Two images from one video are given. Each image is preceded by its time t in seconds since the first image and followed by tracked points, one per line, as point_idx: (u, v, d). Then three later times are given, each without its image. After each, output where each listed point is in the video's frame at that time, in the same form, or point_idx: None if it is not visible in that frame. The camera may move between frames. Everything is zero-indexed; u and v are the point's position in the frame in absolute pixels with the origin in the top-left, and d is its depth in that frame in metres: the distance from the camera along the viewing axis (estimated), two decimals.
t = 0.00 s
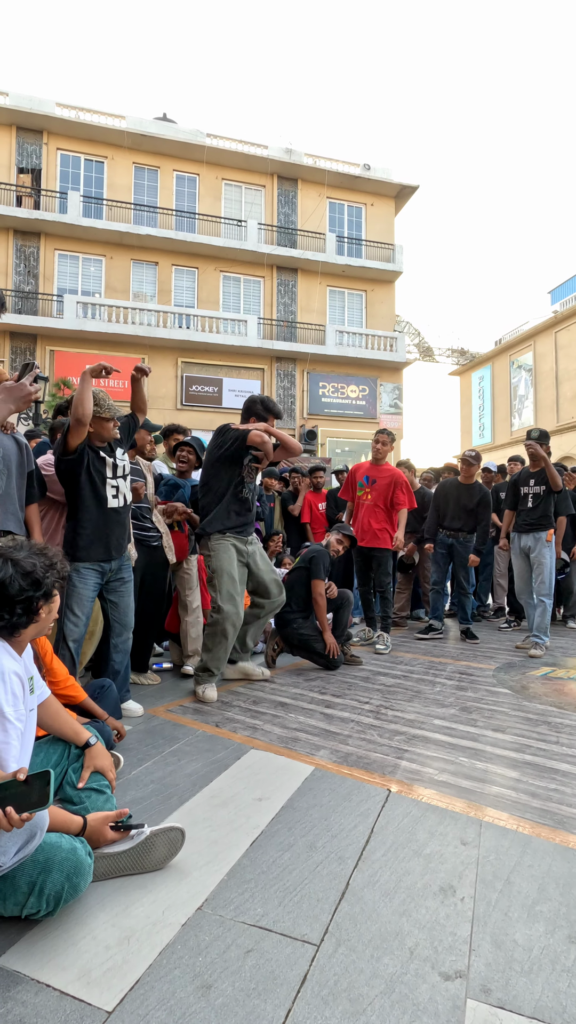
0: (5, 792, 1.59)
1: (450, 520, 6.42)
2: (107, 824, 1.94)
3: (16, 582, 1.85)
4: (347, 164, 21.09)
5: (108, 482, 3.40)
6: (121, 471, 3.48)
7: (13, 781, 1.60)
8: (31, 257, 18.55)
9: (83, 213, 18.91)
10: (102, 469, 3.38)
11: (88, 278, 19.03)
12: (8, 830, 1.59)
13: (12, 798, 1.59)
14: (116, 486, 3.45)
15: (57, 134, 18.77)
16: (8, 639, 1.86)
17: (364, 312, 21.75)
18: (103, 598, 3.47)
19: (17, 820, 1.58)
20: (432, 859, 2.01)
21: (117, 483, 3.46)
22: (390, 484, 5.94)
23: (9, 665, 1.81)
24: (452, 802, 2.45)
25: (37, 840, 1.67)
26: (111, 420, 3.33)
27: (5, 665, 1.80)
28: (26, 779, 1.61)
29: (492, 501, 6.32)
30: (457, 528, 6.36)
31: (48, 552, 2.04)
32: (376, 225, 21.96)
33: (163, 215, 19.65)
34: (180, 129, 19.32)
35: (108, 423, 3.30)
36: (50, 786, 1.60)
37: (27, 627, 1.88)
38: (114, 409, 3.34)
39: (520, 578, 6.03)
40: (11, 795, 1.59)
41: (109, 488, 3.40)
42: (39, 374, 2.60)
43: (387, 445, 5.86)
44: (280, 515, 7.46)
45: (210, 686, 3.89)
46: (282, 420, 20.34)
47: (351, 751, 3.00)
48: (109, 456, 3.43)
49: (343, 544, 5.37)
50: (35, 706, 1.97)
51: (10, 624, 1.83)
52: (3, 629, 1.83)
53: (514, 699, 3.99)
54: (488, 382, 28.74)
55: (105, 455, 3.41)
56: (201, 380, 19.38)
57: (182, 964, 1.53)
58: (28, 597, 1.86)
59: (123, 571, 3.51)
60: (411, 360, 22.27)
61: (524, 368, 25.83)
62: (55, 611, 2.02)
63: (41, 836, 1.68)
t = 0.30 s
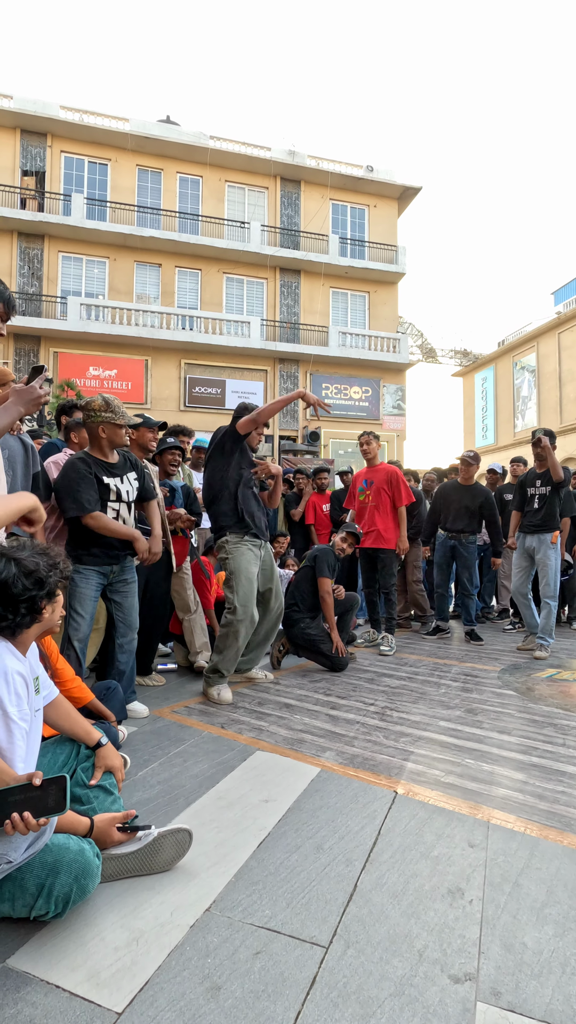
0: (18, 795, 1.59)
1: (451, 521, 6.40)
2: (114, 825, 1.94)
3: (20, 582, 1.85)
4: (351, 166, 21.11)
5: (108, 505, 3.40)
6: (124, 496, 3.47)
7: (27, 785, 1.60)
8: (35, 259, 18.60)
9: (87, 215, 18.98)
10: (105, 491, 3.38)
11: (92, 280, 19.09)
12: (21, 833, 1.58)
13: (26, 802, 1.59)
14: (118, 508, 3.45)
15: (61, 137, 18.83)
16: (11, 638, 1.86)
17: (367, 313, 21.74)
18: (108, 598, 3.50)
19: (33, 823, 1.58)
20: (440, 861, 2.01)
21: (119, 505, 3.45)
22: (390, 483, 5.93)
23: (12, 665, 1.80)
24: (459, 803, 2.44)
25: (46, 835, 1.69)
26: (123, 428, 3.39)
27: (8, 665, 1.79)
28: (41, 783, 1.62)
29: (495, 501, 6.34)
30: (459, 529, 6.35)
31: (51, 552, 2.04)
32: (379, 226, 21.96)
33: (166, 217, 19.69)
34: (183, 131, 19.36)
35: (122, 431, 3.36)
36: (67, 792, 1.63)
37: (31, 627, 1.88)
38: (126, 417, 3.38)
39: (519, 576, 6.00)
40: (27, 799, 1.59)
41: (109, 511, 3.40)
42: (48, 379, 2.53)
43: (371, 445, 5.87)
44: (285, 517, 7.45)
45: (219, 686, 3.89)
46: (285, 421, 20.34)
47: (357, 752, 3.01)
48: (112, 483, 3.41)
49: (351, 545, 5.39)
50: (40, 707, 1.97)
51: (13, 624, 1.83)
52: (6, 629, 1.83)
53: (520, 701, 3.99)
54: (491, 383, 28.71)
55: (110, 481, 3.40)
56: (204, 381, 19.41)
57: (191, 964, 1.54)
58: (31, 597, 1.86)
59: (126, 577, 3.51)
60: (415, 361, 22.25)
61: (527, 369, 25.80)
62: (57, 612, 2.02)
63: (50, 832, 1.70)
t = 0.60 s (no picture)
0: (24, 796, 1.59)
1: (451, 523, 6.37)
2: (120, 830, 1.94)
3: (21, 585, 1.85)
4: (354, 168, 21.14)
5: (100, 519, 3.40)
6: (116, 505, 3.46)
7: (33, 785, 1.60)
8: (39, 261, 18.66)
9: (91, 217, 19.04)
10: (97, 498, 3.36)
11: (95, 282, 19.13)
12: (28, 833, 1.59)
13: (32, 803, 1.59)
14: (110, 519, 3.44)
15: (65, 140, 18.90)
16: (13, 642, 1.85)
17: (370, 314, 21.75)
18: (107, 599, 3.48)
19: (41, 823, 1.59)
20: (446, 867, 2.00)
21: (111, 516, 3.44)
22: (390, 483, 5.88)
23: (12, 669, 1.79)
24: (464, 808, 2.43)
25: (53, 835, 1.71)
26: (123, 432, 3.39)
27: (8, 669, 1.78)
28: (46, 784, 1.62)
29: (487, 499, 6.35)
30: (459, 531, 6.32)
31: (52, 554, 2.04)
32: (382, 228, 21.97)
33: (170, 219, 19.72)
34: (186, 134, 19.42)
35: (122, 435, 3.38)
36: (72, 791, 1.64)
37: (32, 629, 1.88)
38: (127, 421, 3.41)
39: (523, 577, 5.97)
40: (32, 800, 1.59)
41: (100, 523, 3.41)
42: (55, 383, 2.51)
43: (366, 449, 5.83)
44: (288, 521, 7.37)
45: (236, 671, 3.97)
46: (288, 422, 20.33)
47: (362, 756, 3.00)
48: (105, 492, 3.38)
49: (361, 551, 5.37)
50: (43, 712, 1.97)
51: (15, 626, 1.83)
52: (7, 631, 1.82)
53: (525, 704, 3.98)
54: (495, 384, 28.67)
55: (103, 489, 3.36)
56: (207, 383, 19.44)
57: (197, 971, 1.53)
58: (32, 599, 1.86)
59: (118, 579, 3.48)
60: (418, 363, 22.23)
61: (531, 371, 25.76)
62: (58, 615, 2.02)
63: (56, 834, 1.72)
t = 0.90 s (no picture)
0: (28, 795, 1.59)
1: (454, 527, 6.37)
2: (123, 830, 1.93)
3: (20, 583, 1.84)
4: (357, 169, 21.15)
5: (116, 510, 3.44)
6: (133, 500, 3.51)
7: (35, 785, 1.60)
8: (43, 263, 18.72)
9: (95, 219, 19.08)
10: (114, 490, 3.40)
11: (99, 284, 19.17)
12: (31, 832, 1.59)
13: (34, 802, 1.59)
14: (126, 513, 3.48)
15: (69, 142, 18.97)
16: (12, 640, 1.84)
17: (373, 315, 21.73)
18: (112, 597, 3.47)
19: (45, 821, 1.59)
20: (451, 870, 1.99)
21: (128, 511, 3.49)
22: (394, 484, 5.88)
23: (11, 668, 1.77)
24: (468, 811, 2.42)
25: (59, 831, 1.71)
26: (147, 434, 3.49)
27: (7, 669, 1.76)
28: (50, 783, 1.62)
29: (481, 497, 6.32)
30: (462, 535, 6.32)
31: (50, 552, 2.03)
32: (386, 229, 21.95)
33: (174, 221, 19.75)
34: (190, 136, 19.45)
35: (146, 437, 3.48)
36: (77, 787, 1.63)
37: (32, 627, 1.86)
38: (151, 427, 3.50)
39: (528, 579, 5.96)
40: (35, 799, 1.59)
41: (117, 515, 3.44)
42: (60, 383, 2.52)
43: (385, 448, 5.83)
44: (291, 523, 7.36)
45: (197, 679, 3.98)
46: (292, 423, 20.31)
47: (365, 757, 2.99)
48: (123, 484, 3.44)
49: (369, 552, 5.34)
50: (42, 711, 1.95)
51: (15, 624, 1.82)
52: (6, 630, 1.82)
53: (529, 706, 3.96)
54: (499, 385, 28.61)
55: (122, 482, 3.43)
56: (211, 385, 19.47)
57: (201, 972, 1.53)
58: (32, 597, 1.85)
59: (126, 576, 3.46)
60: (421, 363, 22.20)
61: (535, 372, 25.70)
62: (57, 612, 2.01)
63: (61, 832, 1.73)
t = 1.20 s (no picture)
0: (33, 795, 1.59)
1: (460, 527, 6.35)
2: (130, 829, 1.92)
3: (25, 580, 1.84)
4: (361, 170, 21.14)
5: (119, 511, 3.46)
6: (135, 501, 3.54)
7: (40, 784, 1.60)
8: (48, 264, 18.77)
9: (99, 221, 19.13)
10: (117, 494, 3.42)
11: (104, 285, 19.21)
12: (38, 831, 1.59)
13: (41, 800, 1.59)
14: (128, 514, 3.52)
15: (74, 144, 19.01)
16: (18, 639, 1.84)
17: (377, 316, 21.71)
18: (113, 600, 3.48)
19: (51, 821, 1.59)
20: (459, 871, 1.97)
21: (130, 512, 3.52)
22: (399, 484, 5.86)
23: (16, 665, 1.77)
24: (475, 811, 2.41)
25: (65, 830, 1.71)
26: (150, 438, 3.50)
27: (11, 666, 1.76)
28: (55, 781, 1.62)
29: (492, 499, 6.26)
30: (468, 534, 6.31)
31: (54, 549, 2.02)
32: (389, 230, 21.92)
33: (178, 222, 19.79)
34: (194, 137, 19.48)
35: (148, 442, 3.48)
36: (82, 787, 1.64)
37: (37, 623, 1.86)
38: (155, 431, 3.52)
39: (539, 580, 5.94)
40: (41, 798, 1.59)
41: (119, 517, 3.47)
42: (66, 383, 2.51)
43: (380, 451, 5.83)
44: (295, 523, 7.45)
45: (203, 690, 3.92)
46: (295, 424, 20.30)
47: (371, 758, 2.98)
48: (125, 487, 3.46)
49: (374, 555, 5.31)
50: (48, 708, 1.94)
51: (20, 622, 1.82)
52: (11, 628, 1.81)
53: (535, 707, 3.94)
54: (503, 386, 28.55)
55: (124, 484, 3.45)
56: (214, 386, 19.50)
57: (209, 972, 1.52)
58: (37, 594, 1.85)
59: (129, 578, 3.48)
60: (425, 364, 22.16)
61: (539, 372, 25.64)
62: (63, 609, 2.01)
63: (68, 829, 1.71)
